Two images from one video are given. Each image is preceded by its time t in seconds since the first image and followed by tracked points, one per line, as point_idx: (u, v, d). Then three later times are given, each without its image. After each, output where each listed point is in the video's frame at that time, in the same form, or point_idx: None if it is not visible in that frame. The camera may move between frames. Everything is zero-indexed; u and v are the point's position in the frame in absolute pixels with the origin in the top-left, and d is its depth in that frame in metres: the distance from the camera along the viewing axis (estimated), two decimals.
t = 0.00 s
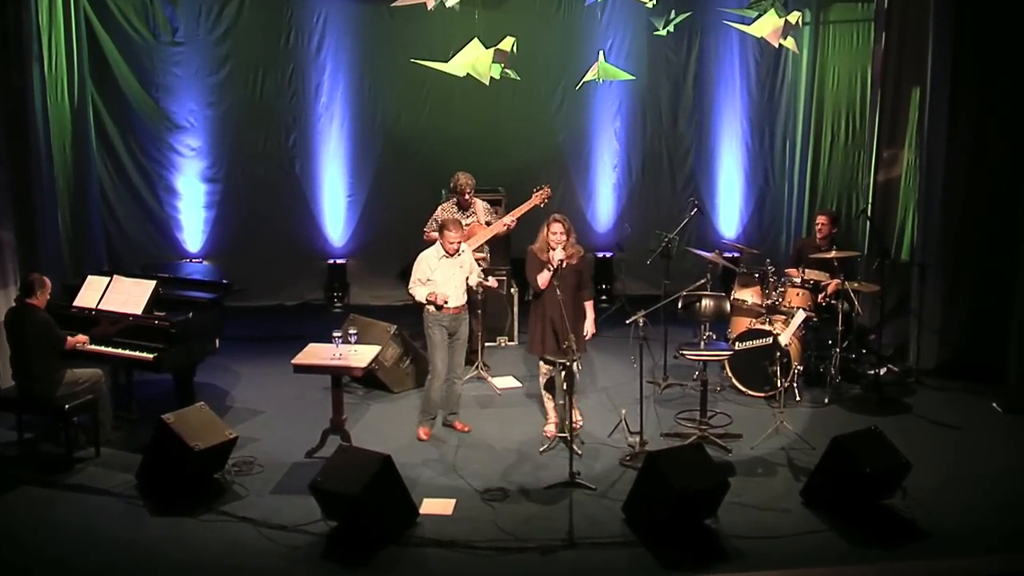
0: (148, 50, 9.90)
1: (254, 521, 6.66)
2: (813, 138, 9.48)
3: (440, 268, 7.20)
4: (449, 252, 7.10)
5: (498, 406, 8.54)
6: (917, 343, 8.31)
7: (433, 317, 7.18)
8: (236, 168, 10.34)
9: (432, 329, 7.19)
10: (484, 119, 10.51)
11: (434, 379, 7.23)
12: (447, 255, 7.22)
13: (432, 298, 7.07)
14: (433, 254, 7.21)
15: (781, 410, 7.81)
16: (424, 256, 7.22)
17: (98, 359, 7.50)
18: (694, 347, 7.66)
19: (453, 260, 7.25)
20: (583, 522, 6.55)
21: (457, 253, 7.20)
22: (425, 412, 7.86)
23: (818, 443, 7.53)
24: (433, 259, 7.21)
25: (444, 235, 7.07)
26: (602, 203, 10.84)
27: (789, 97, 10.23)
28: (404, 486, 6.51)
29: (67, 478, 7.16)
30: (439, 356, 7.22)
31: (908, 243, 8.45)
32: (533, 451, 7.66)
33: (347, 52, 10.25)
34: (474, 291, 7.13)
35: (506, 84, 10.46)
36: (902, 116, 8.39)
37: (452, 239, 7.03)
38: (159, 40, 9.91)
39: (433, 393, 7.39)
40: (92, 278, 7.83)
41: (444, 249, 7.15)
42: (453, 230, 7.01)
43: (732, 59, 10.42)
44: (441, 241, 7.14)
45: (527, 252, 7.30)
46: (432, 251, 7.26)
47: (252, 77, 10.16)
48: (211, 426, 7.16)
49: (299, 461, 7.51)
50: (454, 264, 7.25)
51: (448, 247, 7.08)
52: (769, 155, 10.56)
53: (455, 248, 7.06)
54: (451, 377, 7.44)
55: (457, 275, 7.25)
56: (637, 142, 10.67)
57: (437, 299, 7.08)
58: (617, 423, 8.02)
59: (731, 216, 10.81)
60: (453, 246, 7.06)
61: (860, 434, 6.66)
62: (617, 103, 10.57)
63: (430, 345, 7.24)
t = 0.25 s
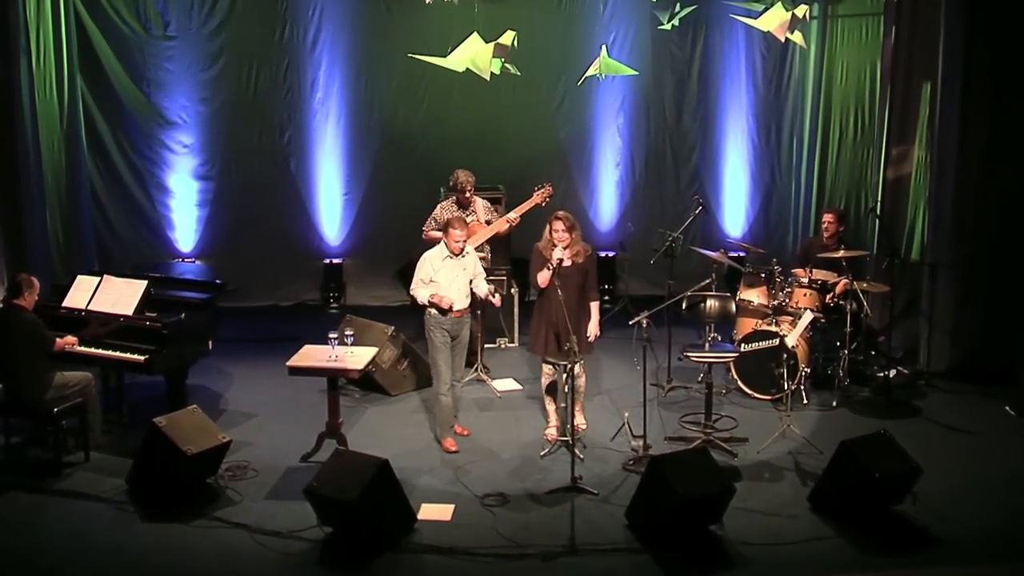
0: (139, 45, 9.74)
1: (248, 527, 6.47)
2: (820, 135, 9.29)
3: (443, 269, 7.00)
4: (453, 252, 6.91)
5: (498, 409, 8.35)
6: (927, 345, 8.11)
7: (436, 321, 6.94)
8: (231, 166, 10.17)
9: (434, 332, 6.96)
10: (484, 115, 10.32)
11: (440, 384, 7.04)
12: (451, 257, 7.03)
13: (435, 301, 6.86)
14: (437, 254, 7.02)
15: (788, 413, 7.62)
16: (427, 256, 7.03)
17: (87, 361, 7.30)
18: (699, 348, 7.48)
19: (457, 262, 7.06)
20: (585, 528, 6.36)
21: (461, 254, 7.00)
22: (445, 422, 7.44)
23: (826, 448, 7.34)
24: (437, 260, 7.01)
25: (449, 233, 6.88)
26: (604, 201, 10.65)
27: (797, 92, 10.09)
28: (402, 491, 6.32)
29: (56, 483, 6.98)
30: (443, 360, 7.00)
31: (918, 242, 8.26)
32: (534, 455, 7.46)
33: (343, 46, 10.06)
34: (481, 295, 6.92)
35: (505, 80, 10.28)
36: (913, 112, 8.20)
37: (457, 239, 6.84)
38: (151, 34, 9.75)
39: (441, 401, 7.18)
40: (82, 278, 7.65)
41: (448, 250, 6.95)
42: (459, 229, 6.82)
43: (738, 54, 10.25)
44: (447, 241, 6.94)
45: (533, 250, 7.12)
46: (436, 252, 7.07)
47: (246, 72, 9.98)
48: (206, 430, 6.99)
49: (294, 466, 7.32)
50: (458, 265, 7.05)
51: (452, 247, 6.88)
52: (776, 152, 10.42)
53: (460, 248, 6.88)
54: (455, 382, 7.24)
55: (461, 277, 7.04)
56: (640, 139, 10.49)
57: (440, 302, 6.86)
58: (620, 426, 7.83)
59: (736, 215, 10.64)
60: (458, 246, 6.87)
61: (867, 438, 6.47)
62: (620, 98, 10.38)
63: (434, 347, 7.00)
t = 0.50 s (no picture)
0: (130, 39, 9.57)
1: (241, 533, 6.28)
2: (826, 132, 9.09)
3: (443, 271, 6.81)
4: (451, 254, 6.74)
5: (497, 412, 8.15)
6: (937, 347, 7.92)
7: (438, 324, 6.77)
8: (224, 163, 9.98)
9: (435, 338, 6.78)
10: (483, 112, 10.13)
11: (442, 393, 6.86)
12: (451, 258, 6.84)
13: (435, 304, 6.67)
14: (436, 256, 6.84)
15: (794, 417, 7.43)
16: (426, 259, 6.85)
17: (76, 363, 7.11)
18: (703, 350, 7.29)
19: (456, 264, 6.87)
20: (587, 534, 6.17)
21: (460, 255, 6.82)
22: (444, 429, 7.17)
23: (834, 452, 7.15)
24: (436, 262, 6.82)
25: (448, 234, 6.71)
26: (606, 199, 10.45)
27: (803, 87, 9.98)
28: (399, 496, 6.13)
29: (43, 489, 6.79)
30: (445, 368, 6.80)
31: (928, 241, 8.07)
32: (534, 459, 7.27)
33: (339, 41, 9.87)
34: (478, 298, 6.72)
35: (505, 76, 10.09)
36: (923, 107, 8.02)
37: (455, 240, 6.67)
38: (142, 28, 9.58)
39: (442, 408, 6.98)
40: (71, 279, 7.46)
41: (447, 252, 6.78)
42: (457, 230, 6.64)
43: (743, 49, 10.12)
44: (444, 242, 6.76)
45: (539, 247, 6.93)
46: (435, 254, 6.89)
47: (239, 67, 9.81)
48: (198, 433, 6.80)
49: (288, 471, 7.13)
50: (457, 268, 6.86)
51: (450, 248, 6.70)
52: (783, 148, 10.31)
53: (459, 249, 6.71)
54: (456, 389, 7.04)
55: (461, 280, 6.85)
56: (644, 135, 10.31)
57: (441, 306, 6.67)
58: (623, 430, 7.64)
59: (742, 214, 10.50)
60: (457, 247, 6.69)
61: (876, 442, 6.28)
62: (622, 94, 10.20)
63: (434, 355, 6.82)
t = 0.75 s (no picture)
0: (119, 32, 9.44)
1: (234, 540, 6.09)
2: (833, 128, 8.89)
3: (442, 274, 6.61)
4: (450, 257, 6.47)
5: (497, 415, 7.96)
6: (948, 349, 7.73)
7: (438, 328, 6.55)
8: (216, 160, 9.81)
9: (434, 343, 6.54)
10: (483, 108, 9.95)
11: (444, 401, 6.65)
12: (449, 261, 6.64)
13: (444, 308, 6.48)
14: (434, 259, 6.62)
15: (802, 420, 7.24)
16: (425, 262, 6.63)
17: (64, 365, 6.93)
18: (708, 352, 7.10)
19: (455, 267, 6.67)
20: (589, 541, 5.97)
21: (460, 258, 6.61)
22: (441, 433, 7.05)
23: (842, 456, 6.96)
24: (434, 266, 6.62)
25: (446, 236, 6.43)
26: (609, 197, 10.25)
27: (811, 82, 9.79)
28: (396, 501, 5.94)
29: (30, 494, 6.60)
30: (444, 374, 6.57)
31: (939, 240, 7.88)
32: (535, 464, 7.07)
33: (333, 34, 9.69)
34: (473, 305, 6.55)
35: (505, 72, 9.92)
36: (935, 103, 7.83)
37: (454, 242, 6.39)
38: (131, 21, 9.45)
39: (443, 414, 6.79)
40: (59, 278, 7.28)
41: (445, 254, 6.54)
42: (456, 231, 6.37)
43: (749, 43, 9.94)
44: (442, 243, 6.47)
45: (544, 245, 6.78)
46: (433, 256, 6.67)
47: (232, 61, 9.65)
48: (190, 437, 6.59)
49: (282, 476, 6.94)
50: (457, 270, 6.67)
51: (449, 251, 6.42)
52: (790, 144, 10.12)
53: (457, 251, 6.43)
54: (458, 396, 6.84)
55: (461, 283, 6.67)
56: (647, 131, 10.11)
57: (452, 309, 6.49)
58: (625, 434, 7.44)
59: (748, 213, 10.30)
60: (456, 250, 6.43)
61: (885, 446, 6.10)
62: (625, 89, 10.01)
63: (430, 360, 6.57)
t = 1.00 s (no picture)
0: (107, 25, 9.25)
1: (226, 546, 5.89)
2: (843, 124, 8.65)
3: (449, 276, 6.34)
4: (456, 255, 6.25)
5: (496, 419, 7.76)
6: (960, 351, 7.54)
7: (445, 334, 6.32)
8: (208, 156, 9.64)
9: (440, 348, 6.34)
10: (482, 103, 9.76)
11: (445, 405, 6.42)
12: (454, 261, 6.36)
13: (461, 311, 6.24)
14: (439, 260, 6.32)
15: (809, 423, 7.05)
16: (429, 264, 6.30)
17: (52, 367, 6.74)
18: (714, 353, 6.91)
19: (460, 266, 6.40)
20: (592, 548, 5.77)
21: (465, 257, 6.37)
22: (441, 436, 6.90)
23: (851, 461, 6.76)
24: (441, 268, 6.32)
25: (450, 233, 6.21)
26: (611, 194, 10.06)
27: (819, 76, 9.57)
28: (393, 506, 5.74)
29: (16, 500, 6.40)
30: (447, 378, 6.37)
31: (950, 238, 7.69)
32: (535, 468, 6.87)
33: (327, 27, 9.52)
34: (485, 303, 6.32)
35: (505, 66, 9.73)
36: (947, 98, 7.64)
37: (460, 239, 6.16)
38: (120, 14, 9.26)
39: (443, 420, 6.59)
40: (47, 277, 7.08)
41: (450, 254, 6.28)
42: (461, 228, 6.16)
43: (756, 37, 9.73)
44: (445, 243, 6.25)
45: (549, 243, 6.58)
46: (435, 257, 6.36)
47: (223, 55, 9.48)
48: (181, 440, 6.41)
49: (275, 480, 6.74)
50: (461, 270, 6.40)
51: (455, 250, 6.20)
52: (798, 141, 9.88)
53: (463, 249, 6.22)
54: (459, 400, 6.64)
55: (467, 283, 6.43)
56: (651, 127, 9.92)
57: (466, 311, 6.33)
58: (628, 437, 7.24)
59: (754, 211, 10.09)
60: (461, 247, 6.22)
61: (895, 450, 5.91)
62: (628, 84, 9.82)
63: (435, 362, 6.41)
